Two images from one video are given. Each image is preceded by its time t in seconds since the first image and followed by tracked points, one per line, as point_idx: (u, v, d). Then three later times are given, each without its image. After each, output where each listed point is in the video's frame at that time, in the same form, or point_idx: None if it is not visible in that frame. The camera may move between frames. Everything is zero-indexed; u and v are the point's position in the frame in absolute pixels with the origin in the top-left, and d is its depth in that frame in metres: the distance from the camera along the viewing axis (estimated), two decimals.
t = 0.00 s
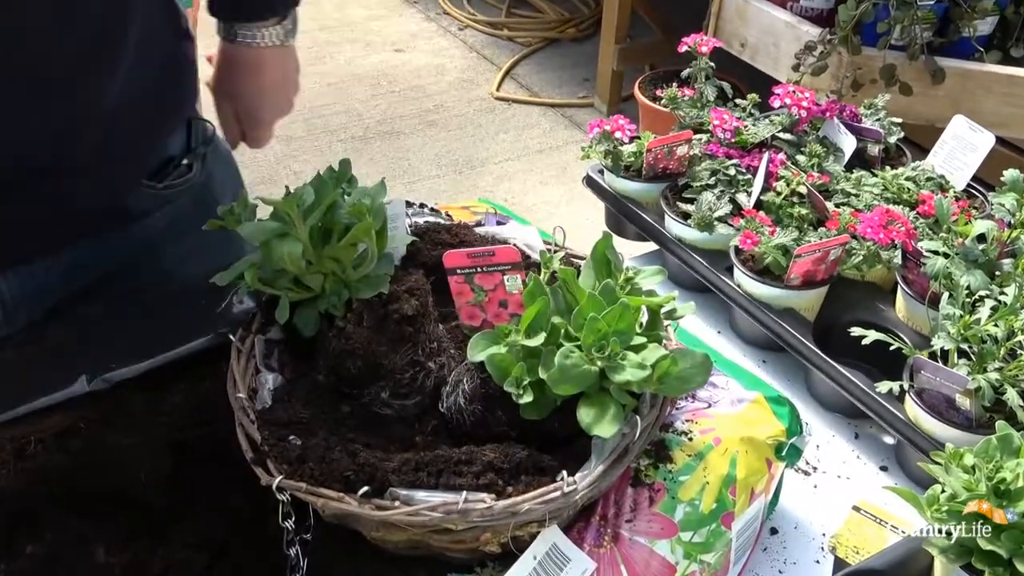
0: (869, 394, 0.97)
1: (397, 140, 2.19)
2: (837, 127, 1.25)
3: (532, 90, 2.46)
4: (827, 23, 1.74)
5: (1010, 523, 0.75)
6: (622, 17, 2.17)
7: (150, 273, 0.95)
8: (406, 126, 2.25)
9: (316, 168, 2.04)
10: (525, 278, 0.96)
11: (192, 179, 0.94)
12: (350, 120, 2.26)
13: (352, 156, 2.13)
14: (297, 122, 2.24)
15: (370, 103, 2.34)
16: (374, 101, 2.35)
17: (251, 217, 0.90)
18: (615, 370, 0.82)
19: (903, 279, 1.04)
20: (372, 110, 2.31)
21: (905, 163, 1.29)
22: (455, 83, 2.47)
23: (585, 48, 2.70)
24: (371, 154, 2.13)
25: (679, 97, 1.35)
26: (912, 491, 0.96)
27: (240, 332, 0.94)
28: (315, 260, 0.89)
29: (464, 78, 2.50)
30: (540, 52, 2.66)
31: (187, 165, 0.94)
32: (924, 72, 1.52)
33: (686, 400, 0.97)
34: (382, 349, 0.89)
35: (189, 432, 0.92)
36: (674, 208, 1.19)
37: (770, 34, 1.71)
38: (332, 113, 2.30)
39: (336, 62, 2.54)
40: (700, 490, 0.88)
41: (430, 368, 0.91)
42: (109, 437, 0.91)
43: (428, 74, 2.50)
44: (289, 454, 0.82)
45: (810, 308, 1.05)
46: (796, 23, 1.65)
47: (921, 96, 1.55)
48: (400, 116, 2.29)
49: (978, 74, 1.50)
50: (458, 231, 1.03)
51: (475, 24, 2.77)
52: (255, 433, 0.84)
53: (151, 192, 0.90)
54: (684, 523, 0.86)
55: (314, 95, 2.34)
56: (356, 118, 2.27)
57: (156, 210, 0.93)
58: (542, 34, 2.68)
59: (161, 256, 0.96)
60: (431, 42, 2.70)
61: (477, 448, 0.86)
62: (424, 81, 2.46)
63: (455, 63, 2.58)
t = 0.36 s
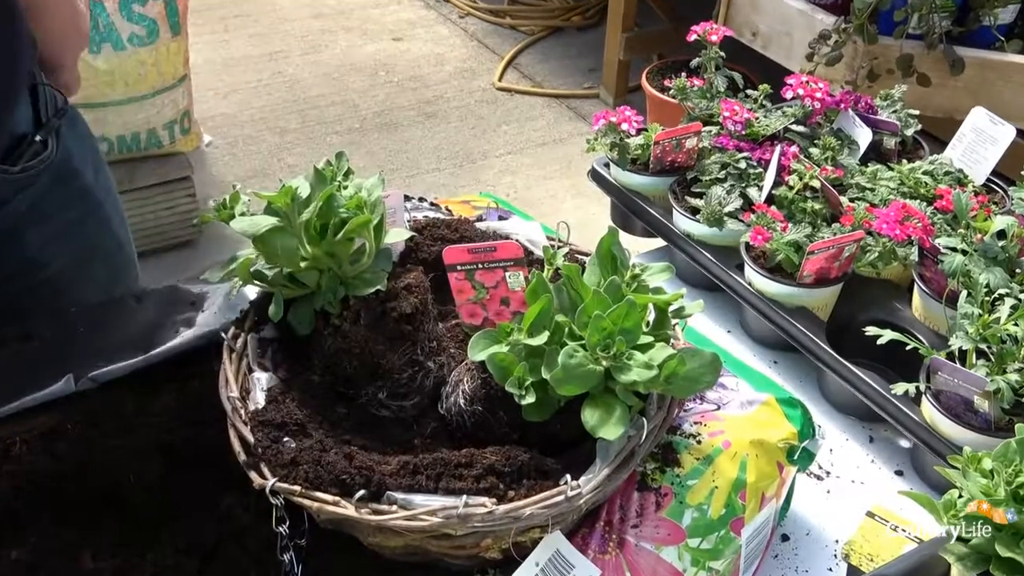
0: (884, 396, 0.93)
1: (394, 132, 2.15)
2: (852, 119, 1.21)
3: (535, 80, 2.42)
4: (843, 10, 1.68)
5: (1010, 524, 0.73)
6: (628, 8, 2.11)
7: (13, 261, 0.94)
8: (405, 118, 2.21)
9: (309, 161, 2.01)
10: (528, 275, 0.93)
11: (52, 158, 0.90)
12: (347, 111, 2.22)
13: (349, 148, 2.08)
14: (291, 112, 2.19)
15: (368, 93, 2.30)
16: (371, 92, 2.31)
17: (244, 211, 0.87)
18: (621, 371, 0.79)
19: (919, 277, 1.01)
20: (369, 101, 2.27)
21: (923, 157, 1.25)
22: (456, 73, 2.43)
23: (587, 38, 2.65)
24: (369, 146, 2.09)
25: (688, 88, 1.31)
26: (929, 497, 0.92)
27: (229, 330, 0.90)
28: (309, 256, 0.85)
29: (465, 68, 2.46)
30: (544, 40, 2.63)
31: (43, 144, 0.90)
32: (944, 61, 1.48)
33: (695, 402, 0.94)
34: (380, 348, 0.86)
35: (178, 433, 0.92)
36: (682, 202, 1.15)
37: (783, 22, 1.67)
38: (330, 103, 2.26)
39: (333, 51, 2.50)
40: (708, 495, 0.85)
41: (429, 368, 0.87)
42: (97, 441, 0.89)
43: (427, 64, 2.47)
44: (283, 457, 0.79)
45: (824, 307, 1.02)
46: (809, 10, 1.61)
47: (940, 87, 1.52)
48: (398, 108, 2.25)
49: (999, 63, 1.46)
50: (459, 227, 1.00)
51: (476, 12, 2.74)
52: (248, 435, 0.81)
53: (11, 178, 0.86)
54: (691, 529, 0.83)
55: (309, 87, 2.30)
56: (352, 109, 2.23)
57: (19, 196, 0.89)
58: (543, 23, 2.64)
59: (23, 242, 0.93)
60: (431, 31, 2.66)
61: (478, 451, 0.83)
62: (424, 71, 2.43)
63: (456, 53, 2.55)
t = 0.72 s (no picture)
0: (899, 400, 0.90)
1: (392, 125, 2.12)
2: (867, 113, 1.18)
3: (537, 71, 2.39)
4: None
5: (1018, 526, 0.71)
6: None
7: None
8: (404, 110, 2.18)
9: (302, 155, 1.98)
10: (531, 272, 0.90)
11: None
12: (342, 103, 2.18)
13: (346, 142, 2.05)
14: (284, 104, 2.16)
15: (364, 84, 2.27)
16: (368, 83, 2.28)
17: (237, 206, 0.84)
18: (626, 373, 0.76)
19: (936, 276, 0.98)
20: (366, 92, 2.24)
21: (939, 152, 1.22)
22: (455, 64, 2.40)
23: (591, 28, 2.61)
24: (364, 139, 2.06)
25: (697, 80, 1.28)
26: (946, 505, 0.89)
27: (222, 329, 0.87)
28: (303, 252, 0.82)
29: (465, 59, 2.43)
30: (546, 30, 2.59)
31: None
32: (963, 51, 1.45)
33: (703, 404, 0.90)
34: (377, 348, 0.83)
35: (168, 436, 0.90)
36: (689, 199, 1.12)
37: (796, 13, 1.64)
38: (326, 94, 2.22)
39: (328, 41, 2.47)
40: (717, 502, 0.81)
41: (428, 369, 0.84)
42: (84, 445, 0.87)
43: (426, 55, 2.44)
44: (276, 461, 0.77)
45: (837, 307, 0.99)
46: None
47: (958, 80, 1.46)
48: (396, 100, 2.22)
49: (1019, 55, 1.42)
50: (458, 223, 0.97)
51: (476, 2, 2.70)
52: (240, 438, 0.78)
53: None
54: (698, 537, 0.80)
55: (305, 78, 2.27)
56: (348, 101, 2.20)
57: None
58: (545, 13, 2.61)
59: None
60: (430, 20, 2.63)
61: (478, 454, 0.80)
62: (423, 62, 2.40)
63: (455, 43, 2.51)
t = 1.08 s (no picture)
0: (914, 403, 0.87)
1: (388, 120, 2.09)
2: (881, 107, 1.15)
3: (540, 64, 2.36)
4: None
5: None
6: None
7: None
8: (401, 104, 2.15)
9: (296, 151, 1.95)
10: (533, 272, 0.87)
11: None
12: (336, 97, 2.16)
13: (341, 138, 2.02)
14: (277, 98, 2.13)
15: (360, 78, 2.24)
16: (364, 76, 2.25)
17: (228, 203, 0.81)
18: (632, 376, 0.73)
19: (953, 275, 0.95)
20: (361, 86, 2.21)
21: (956, 147, 1.18)
22: (454, 57, 2.37)
23: (593, 20, 2.58)
24: (360, 134, 2.03)
25: (704, 73, 1.25)
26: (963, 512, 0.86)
27: (213, 332, 0.85)
28: (297, 251, 0.79)
29: (463, 52, 2.40)
30: (547, 22, 2.56)
31: None
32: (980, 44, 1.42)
33: (711, 408, 0.87)
34: (374, 350, 0.80)
35: (158, 442, 0.88)
36: (697, 195, 1.09)
37: (806, 3, 1.62)
38: (321, 88, 2.20)
39: (321, 33, 2.44)
40: (727, 509, 0.79)
41: (426, 373, 0.81)
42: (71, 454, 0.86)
43: (423, 47, 2.41)
44: (270, 468, 0.74)
45: (850, 308, 0.96)
46: None
47: (975, 72, 1.45)
48: (393, 94, 2.19)
49: None
50: (458, 221, 0.94)
51: None
52: (233, 444, 0.76)
53: None
54: (707, 545, 0.77)
55: (298, 71, 2.24)
56: (343, 95, 2.17)
57: None
58: (548, 4, 2.58)
59: None
60: (427, 11, 2.60)
61: (479, 460, 0.77)
62: (421, 55, 2.37)
63: (453, 35, 2.48)
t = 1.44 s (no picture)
0: (929, 408, 0.84)
1: (384, 115, 2.06)
2: (894, 101, 1.12)
3: (541, 58, 2.33)
4: None
5: None
6: None
7: None
8: (397, 99, 2.12)
9: (289, 148, 1.93)
10: (534, 273, 0.84)
11: None
12: (330, 91, 2.13)
13: (335, 134, 1.99)
14: (269, 93, 2.11)
15: (354, 72, 2.22)
16: (359, 70, 2.23)
17: (218, 201, 0.79)
18: (637, 380, 0.70)
19: (969, 275, 0.91)
20: (356, 81, 2.18)
21: (972, 143, 1.15)
22: (452, 50, 2.34)
23: (595, 13, 2.55)
24: (355, 130, 2.00)
25: (712, 65, 1.22)
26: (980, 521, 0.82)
27: (203, 335, 0.82)
28: (290, 251, 0.77)
29: (462, 45, 2.37)
30: (548, 14, 2.53)
31: None
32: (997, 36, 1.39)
33: (718, 413, 0.84)
34: (369, 354, 0.77)
35: (145, 450, 0.87)
36: (704, 192, 1.06)
37: None
38: (313, 82, 2.17)
39: (315, 26, 2.42)
40: (736, 517, 0.75)
41: (424, 377, 0.79)
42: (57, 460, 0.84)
43: (421, 40, 2.38)
44: (262, 475, 0.71)
45: (862, 309, 0.93)
46: None
47: (993, 65, 1.43)
48: (389, 88, 2.16)
49: None
50: (457, 219, 0.91)
51: None
52: (224, 450, 0.73)
53: None
54: (715, 556, 0.74)
55: (292, 66, 2.22)
56: (337, 89, 2.14)
57: None
58: None
59: None
60: (425, 3, 2.57)
61: (479, 467, 0.74)
62: (418, 47, 2.34)
63: (451, 27, 2.46)
